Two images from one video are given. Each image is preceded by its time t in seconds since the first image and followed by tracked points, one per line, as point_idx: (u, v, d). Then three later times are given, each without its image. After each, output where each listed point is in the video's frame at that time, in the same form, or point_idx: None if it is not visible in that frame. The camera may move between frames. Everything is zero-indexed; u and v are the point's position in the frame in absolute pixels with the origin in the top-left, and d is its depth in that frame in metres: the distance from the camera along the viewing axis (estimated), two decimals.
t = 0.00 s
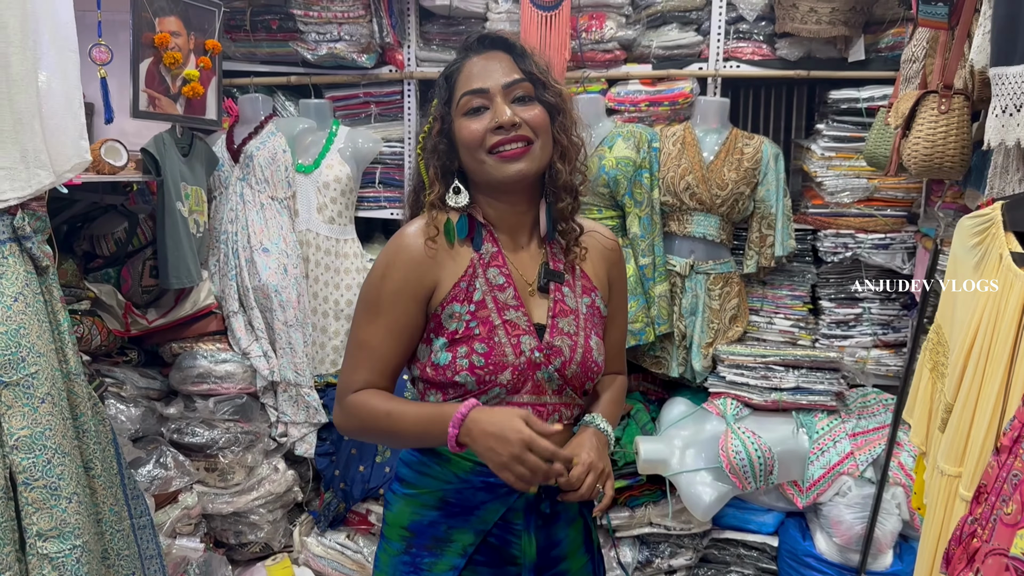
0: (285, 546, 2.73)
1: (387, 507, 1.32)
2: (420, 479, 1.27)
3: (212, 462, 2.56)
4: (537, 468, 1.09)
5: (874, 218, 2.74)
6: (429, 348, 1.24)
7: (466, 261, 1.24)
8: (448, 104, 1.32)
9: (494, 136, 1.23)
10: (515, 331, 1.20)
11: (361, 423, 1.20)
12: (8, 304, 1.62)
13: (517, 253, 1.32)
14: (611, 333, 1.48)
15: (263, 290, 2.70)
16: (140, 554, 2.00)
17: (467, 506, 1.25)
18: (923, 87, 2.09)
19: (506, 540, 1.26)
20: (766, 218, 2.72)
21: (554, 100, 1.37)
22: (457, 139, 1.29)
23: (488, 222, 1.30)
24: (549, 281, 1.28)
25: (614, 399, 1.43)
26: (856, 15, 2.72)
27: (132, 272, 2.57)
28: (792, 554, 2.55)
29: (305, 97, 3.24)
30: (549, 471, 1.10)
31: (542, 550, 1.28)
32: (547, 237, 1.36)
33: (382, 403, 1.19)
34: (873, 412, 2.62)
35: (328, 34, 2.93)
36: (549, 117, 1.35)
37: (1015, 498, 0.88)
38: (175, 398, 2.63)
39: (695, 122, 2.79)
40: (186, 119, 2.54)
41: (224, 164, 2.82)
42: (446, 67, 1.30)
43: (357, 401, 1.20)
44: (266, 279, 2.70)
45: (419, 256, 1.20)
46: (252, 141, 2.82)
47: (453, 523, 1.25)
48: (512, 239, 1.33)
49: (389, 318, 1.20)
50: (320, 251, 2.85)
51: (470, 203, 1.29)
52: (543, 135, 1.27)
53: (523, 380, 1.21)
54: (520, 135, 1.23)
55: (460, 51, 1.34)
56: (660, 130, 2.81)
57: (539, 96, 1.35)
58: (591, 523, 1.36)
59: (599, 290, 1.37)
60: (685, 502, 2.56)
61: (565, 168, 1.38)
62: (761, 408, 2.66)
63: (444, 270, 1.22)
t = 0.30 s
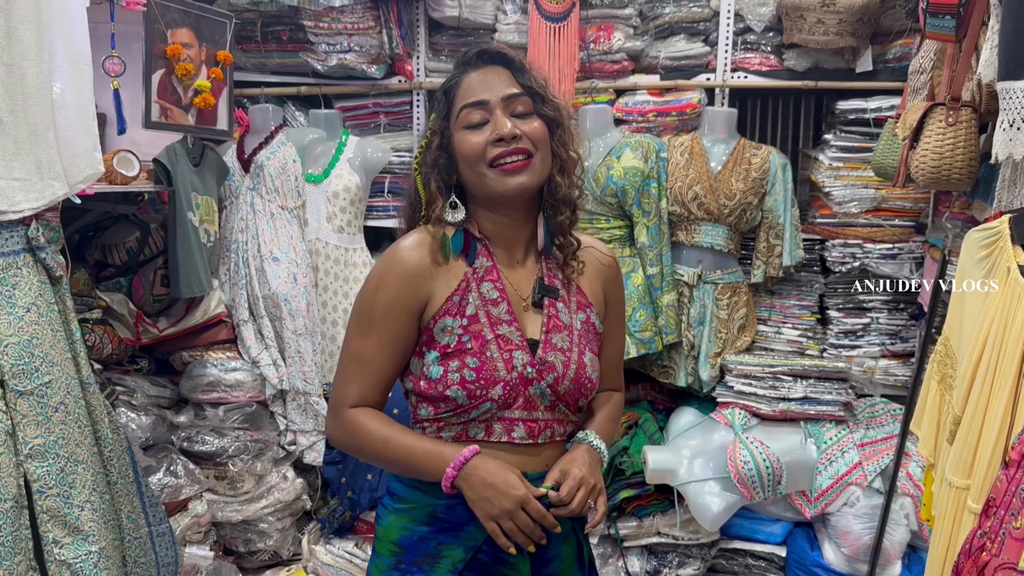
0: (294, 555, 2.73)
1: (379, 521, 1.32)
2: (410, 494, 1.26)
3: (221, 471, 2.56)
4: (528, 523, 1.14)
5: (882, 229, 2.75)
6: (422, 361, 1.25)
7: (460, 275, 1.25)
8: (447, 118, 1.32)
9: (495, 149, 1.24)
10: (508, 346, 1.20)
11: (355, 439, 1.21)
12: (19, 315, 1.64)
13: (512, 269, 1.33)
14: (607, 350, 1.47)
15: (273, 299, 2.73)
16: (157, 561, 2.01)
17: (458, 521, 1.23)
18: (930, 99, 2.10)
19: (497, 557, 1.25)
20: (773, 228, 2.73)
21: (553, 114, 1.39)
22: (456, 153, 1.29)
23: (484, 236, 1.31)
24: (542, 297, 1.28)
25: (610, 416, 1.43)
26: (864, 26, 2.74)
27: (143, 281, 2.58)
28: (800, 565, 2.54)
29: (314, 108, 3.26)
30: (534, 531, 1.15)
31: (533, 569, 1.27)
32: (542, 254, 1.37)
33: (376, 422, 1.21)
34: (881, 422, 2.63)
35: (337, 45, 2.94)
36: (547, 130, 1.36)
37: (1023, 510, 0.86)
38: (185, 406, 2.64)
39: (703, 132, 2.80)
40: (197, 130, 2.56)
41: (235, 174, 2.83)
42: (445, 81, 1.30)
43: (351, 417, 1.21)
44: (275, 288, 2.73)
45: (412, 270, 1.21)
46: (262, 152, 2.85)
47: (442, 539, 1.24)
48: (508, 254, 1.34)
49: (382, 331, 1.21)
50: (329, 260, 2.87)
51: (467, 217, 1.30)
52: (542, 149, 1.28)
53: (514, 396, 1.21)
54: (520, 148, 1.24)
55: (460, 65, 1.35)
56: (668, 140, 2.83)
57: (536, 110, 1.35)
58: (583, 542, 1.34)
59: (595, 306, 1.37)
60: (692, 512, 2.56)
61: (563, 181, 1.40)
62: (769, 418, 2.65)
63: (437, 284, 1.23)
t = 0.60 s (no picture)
0: (306, 557, 2.73)
1: (377, 521, 1.35)
2: (406, 497, 1.28)
3: (235, 475, 2.60)
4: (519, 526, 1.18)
5: (886, 237, 2.80)
6: (419, 366, 1.29)
7: (456, 284, 1.29)
8: (448, 132, 1.37)
9: (491, 164, 1.28)
10: (502, 353, 1.24)
11: (352, 442, 1.26)
12: (44, 320, 1.70)
13: (509, 279, 1.36)
14: (604, 359, 1.49)
15: (286, 306, 2.78)
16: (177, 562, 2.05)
17: (451, 523, 1.26)
18: (931, 110, 2.14)
19: (489, 559, 1.27)
20: (778, 236, 2.76)
21: (551, 129, 1.42)
22: (455, 168, 1.33)
23: (482, 247, 1.35)
24: (538, 306, 1.32)
25: (606, 424, 1.46)
26: (867, 38, 2.78)
27: (158, 289, 2.63)
28: (805, 569, 2.57)
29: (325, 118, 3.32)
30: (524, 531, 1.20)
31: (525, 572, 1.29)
32: (541, 264, 1.40)
33: (372, 426, 1.26)
34: (885, 428, 2.67)
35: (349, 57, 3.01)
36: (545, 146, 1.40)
37: (1014, 508, 0.89)
38: (199, 412, 2.68)
39: (707, 143, 2.85)
40: (212, 140, 2.61)
41: (248, 183, 2.89)
42: (446, 96, 1.35)
43: (349, 420, 1.26)
44: (288, 296, 2.78)
45: (409, 278, 1.26)
46: (275, 161, 2.89)
47: (436, 540, 1.27)
48: (506, 263, 1.37)
49: (380, 337, 1.26)
50: (340, 268, 2.92)
51: (465, 226, 1.34)
52: (539, 163, 1.32)
53: (508, 403, 1.25)
54: (517, 163, 1.28)
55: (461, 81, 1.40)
56: (674, 150, 2.87)
57: (534, 126, 1.39)
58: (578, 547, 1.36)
59: (591, 317, 1.39)
60: (699, 516, 2.59)
61: (559, 194, 1.41)
62: (773, 424, 2.69)
63: (433, 292, 1.28)
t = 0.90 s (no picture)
0: (317, 558, 2.78)
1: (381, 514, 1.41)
2: (407, 493, 1.34)
3: (248, 475, 2.64)
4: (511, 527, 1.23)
5: (886, 242, 2.85)
6: (421, 367, 1.35)
7: (458, 288, 1.35)
8: (447, 145, 1.44)
9: (488, 173, 1.34)
10: (500, 355, 1.29)
11: (357, 439, 1.31)
12: (70, 322, 1.76)
13: (510, 282, 1.42)
14: (604, 363, 1.54)
15: (298, 310, 2.85)
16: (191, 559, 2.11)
17: (448, 519, 1.32)
18: (929, 119, 2.19)
19: (485, 553, 1.32)
20: (781, 242, 2.82)
21: (545, 138, 1.47)
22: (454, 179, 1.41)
23: (485, 253, 1.41)
24: (537, 311, 1.37)
25: (607, 427, 1.51)
26: (866, 48, 2.86)
27: (175, 293, 2.70)
28: (806, 568, 2.63)
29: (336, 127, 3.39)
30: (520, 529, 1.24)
31: (519, 567, 1.34)
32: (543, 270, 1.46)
33: (375, 426, 1.31)
34: (885, 430, 2.73)
35: (360, 67, 3.10)
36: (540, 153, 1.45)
37: (1000, 498, 0.96)
38: (213, 414, 2.75)
39: (711, 150, 2.91)
40: (228, 149, 2.68)
41: (262, 191, 2.97)
42: (446, 110, 1.41)
43: (355, 418, 1.32)
44: (300, 300, 2.85)
45: (413, 283, 1.32)
46: (287, 169, 2.97)
47: (434, 534, 1.32)
48: (508, 268, 1.43)
49: (385, 337, 1.32)
50: (351, 273, 2.98)
51: (470, 235, 1.40)
52: (535, 170, 1.37)
53: (505, 403, 1.30)
54: (512, 170, 1.34)
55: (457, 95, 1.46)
56: (678, 158, 2.93)
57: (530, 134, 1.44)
58: (573, 545, 1.41)
59: (589, 323, 1.44)
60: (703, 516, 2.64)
61: (558, 199, 1.46)
62: (776, 426, 2.75)
63: (436, 295, 1.33)
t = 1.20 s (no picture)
0: (326, 556, 2.82)
1: (382, 508, 1.46)
2: (405, 488, 1.39)
3: (259, 475, 2.68)
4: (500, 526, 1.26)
5: (889, 246, 2.88)
6: (421, 363, 1.40)
7: (457, 286, 1.39)
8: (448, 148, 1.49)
9: (484, 175, 1.38)
10: (496, 353, 1.33)
11: (359, 434, 1.36)
12: (87, 324, 1.81)
13: (509, 280, 1.46)
14: (606, 363, 1.56)
15: (308, 313, 2.89)
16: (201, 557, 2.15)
17: (445, 513, 1.35)
18: (930, 125, 2.23)
19: (478, 547, 1.36)
20: (784, 245, 2.85)
21: (542, 143, 1.49)
22: (453, 180, 1.45)
23: (484, 254, 1.45)
24: (534, 310, 1.40)
25: (610, 426, 1.53)
26: (869, 54, 2.91)
27: (187, 296, 2.75)
28: (810, 568, 2.66)
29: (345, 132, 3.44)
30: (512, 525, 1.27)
31: (513, 566, 1.37)
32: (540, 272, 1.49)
33: (378, 421, 1.36)
34: (888, 431, 2.75)
35: (369, 73, 3.14)
36: (538, 158, 1.48)
37: (993, 492, 1.01)
38: (225, 415, 2.79)
39: (715, 154, 2.94)
40: (240, 154, 2.73)
41: (273, 196, 2.99)
42: (447, 115, 1.46)
43: (359, 413, 1.37)
44: (310, 302, 2.89)
45: (414, 281, 1.37)
46: (298, 174, 3.01)
47: (431, 528, 1.36)
48: (506, 268, 1.47)
49: (387, 334, 1.37)
50: (360, 276, 3.04)
51: (471, 236, 1.45)
52: (530, 172, 1.41)
53: (500, 400, 1.33)
54: (507, 171, 1.38)
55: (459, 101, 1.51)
56: (682, 162, 2.97)
57: (528, 138, 1.47)
58: (571, 543, 1.44)
59: (588, 322, 1.46)
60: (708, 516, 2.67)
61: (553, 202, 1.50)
62: (780, 427, 2.77)
63: (436, 293, 1.38)
